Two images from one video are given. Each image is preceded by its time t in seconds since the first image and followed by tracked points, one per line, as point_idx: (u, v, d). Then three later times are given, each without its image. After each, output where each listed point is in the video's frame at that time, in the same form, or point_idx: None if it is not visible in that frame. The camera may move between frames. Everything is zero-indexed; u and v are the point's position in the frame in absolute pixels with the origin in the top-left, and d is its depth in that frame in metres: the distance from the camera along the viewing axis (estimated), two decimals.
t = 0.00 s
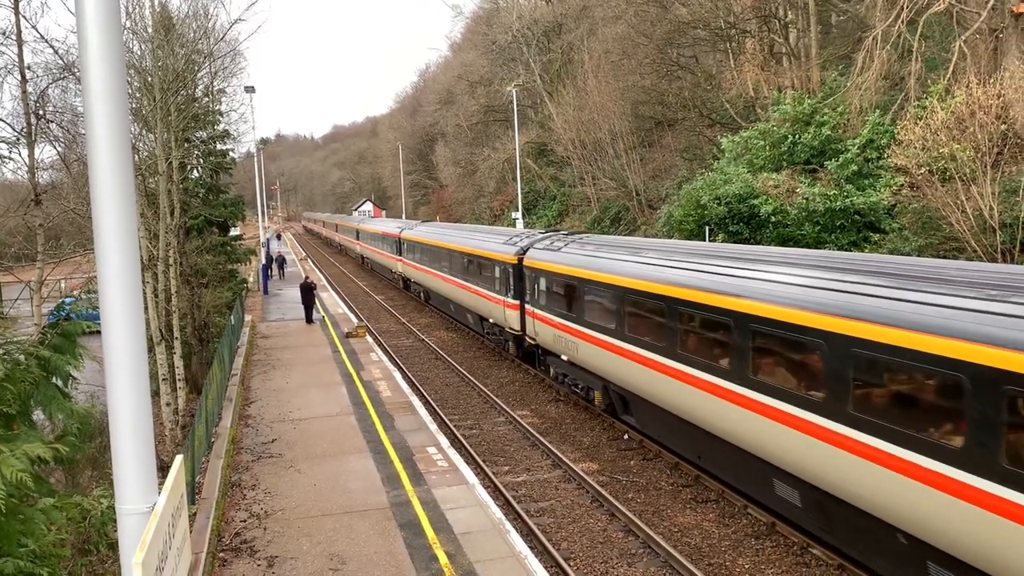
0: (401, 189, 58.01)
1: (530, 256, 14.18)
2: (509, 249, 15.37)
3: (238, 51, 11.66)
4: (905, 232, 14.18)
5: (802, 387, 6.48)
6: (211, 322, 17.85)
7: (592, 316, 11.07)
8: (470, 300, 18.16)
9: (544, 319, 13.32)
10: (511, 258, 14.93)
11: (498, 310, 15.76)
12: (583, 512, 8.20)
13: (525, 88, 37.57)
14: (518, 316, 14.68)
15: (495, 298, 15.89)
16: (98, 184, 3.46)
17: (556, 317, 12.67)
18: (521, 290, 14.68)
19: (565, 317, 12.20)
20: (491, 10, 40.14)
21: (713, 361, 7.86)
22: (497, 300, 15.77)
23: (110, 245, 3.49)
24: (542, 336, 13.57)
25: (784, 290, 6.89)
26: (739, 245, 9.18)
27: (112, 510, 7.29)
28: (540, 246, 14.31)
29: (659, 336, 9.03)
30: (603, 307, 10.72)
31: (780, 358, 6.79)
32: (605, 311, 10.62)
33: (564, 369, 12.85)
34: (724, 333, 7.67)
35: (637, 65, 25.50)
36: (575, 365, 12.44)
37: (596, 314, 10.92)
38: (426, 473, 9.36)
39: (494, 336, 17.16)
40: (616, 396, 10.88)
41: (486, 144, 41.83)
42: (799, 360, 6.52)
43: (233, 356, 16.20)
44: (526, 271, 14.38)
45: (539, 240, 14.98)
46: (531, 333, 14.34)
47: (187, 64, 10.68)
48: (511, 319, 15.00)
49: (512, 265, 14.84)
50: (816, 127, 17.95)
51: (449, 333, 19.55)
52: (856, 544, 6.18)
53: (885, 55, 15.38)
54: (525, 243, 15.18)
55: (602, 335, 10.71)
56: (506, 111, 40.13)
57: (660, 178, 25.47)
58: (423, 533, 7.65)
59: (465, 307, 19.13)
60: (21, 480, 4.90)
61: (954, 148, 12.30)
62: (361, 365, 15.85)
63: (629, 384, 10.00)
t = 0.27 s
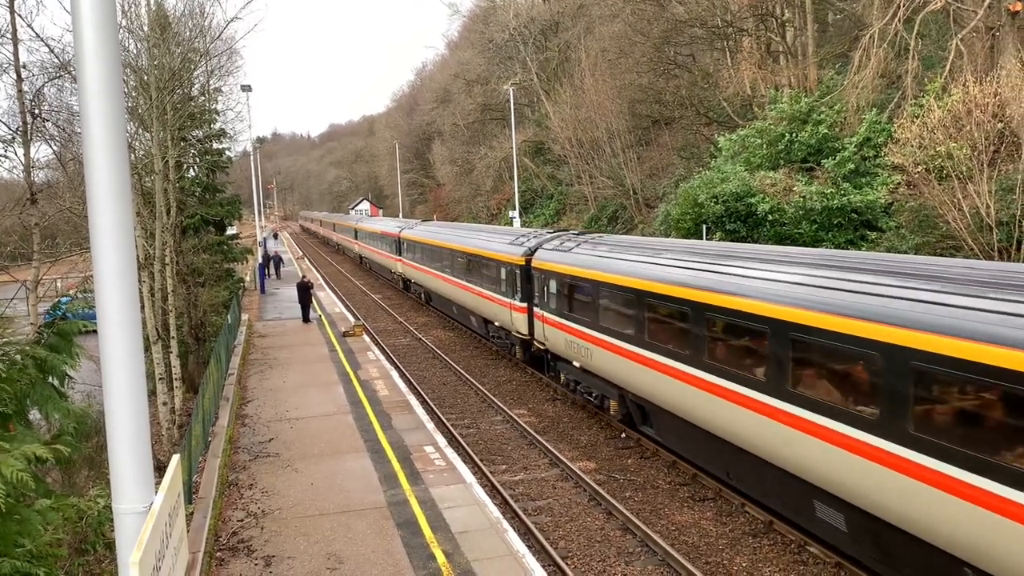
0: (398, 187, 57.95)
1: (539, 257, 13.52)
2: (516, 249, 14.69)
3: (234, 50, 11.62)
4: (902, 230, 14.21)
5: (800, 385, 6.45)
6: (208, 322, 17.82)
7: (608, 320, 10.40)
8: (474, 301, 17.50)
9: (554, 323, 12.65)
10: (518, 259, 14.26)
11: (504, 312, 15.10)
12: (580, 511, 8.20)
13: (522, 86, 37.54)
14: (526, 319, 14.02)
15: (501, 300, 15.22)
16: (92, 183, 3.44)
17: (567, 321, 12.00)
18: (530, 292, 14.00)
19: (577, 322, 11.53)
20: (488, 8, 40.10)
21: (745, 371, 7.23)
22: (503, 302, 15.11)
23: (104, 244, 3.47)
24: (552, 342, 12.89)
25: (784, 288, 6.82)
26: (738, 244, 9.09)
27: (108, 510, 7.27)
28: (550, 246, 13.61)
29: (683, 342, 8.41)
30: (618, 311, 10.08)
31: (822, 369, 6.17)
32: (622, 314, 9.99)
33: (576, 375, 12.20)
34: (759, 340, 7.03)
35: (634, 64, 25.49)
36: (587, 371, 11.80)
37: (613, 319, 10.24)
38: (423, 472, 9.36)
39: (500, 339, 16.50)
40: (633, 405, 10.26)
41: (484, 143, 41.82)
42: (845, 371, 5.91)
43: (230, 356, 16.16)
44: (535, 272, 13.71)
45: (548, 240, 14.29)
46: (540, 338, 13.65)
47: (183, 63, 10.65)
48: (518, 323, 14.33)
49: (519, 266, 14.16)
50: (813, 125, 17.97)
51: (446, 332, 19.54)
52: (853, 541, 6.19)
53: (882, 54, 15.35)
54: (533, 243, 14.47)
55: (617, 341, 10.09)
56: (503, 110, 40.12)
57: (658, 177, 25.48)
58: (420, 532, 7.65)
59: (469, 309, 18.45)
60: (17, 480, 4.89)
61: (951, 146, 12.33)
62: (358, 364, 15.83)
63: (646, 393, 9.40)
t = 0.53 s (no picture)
0: (396, 186, 57.92)
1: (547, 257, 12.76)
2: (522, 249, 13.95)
3: (232, 49, 11.61)
4: (900, 228, 14.23)
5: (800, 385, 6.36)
6: (206, 321, 17.81)
7: (624, 326, 9.69)
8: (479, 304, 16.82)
9: (564, 327, 11.92)
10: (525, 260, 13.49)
11: (511, 316, 14.37)
12: (579, 510, 8.21)
13: (520, 85, 37.52)
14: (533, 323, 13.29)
15: (507, 303, 14.51)
16: (89, 181, 3.44)
17: (578, 325, 11.30)
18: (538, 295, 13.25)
19: (590, 326, 10.83)
20: (486, 7, 40.08)
21: (783, 383, 6.57)
22: (509, 305, 14.38)
23: (101, 242, 3.46)
24: (563, 347, 12.18)
25: (786, 287, 6.70)
26: (736, 240, 8.98)
27: (107, 510, 7.27)
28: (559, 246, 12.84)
29: (711, 351, 7.69)
30: (636, 316, 9.37)
31: (875, 383, 5.53)
32: (639, 319, 9.30)
33: (589, 383, 11.51)
34: (800, 352, 6.36)
35: (632, 62, 25.49)
36: (600, 377, 11.12)
37: (631, 324, 9.53)
38: (422, 471, 9.37)
39: (507, 343, 15.78)
40: (653, 415, 9.61)
41: (482, 141, 41.80)
42: (896, 385, 5.33)
43: (228, 355, 16.15)
44: (543, 274, 12.94)
45: (557, 240, 13.55)
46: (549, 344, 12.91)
47: (181, 62, 10.63)
48: (525, 327, 13.60)
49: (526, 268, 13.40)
50: (811, 123, 17.99)
51: (444, 331, 19.54)
52: (851, 538, 6.20)
53: (880, 52, 15.37)
54: (541, 244, 13.71)
55: (634, 347, 9.40)
56: (501, 108, 40.12)
57: (655, 175, 25.50)
58: (418, 531, 7.65)
59: (474, 311, 17.74)
60: (16, 480, 4.88)
61: (948, 145, 12.35)
62: (356, 363, 15.82)
63: (668, 403, 8.75)
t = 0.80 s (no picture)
0: (395, 185, 57.89)
1: (562, 259, 12.21)
2: (534, 250, 13.41)
3: (231, 47, 11.60)
4: (898, 226, 14.24)
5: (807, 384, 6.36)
6: (204, 319, 17.80)
7: (649, 332, 9.15)
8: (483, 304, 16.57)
9: (580, 332, 11.34)
10: (538, 261, 12.94)
11: (521, 319, 13.82)
12: (579, 508, 8.22)
13: (519, 84, 37.51)
14: (547, 327, 12.75)
15: (517, 305, 13.96)
16: (91, 183, 3.44)
17: (595, 331, 10.74)
18: (551, 298, 12.71)
19: (609, 332, 10.27)
20: (484, 6, 40.06)
21: (831, 398, 6.05)
22: (520, 307, 13.83)
23: (104, 244, 3.47)
24: (579, 353, 11.61)
25: (792, 288, 6.69)
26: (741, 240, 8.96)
27: (107, 508, 7.28)
28: (574, 247, 12.28)
29: (751, 362, 7.14)
30: (662, 322, 8.84)
31: (936, 400, 5.01)
32: (666, 326, 8.75)
33: (606, 393, 10.93)
34: (847, 362, 5.88)
35: (631, 61, 25.48)
36: (619, 386, 10.54)
37: (657, 332, 8.98)
38: (422, 469, 9.37)
39: (515, 347, 15.22)
40: (678, 428, 9.05)
41: (480, 140, 41.79)
42: (958, 400, 4.85)
43: (228, 354, 16.15)
44: (558, 277, 12.36)
45: (571, 241, 13.02)
46: (564, 350, 12.33)
47: (180, 60, 10.63)
48: (538, 331, 13.04)
49: (540, 269, 12.86)
50: (810, 122, 18.00)
51: (443, 329, 19.55)
52: (851, 537, 6.22)
53: (878, 50, 15.37)
54: (555, 244, 13.17)
55: (660, 355, 8.87)
56: (500, 107, 40.11)
57: (654, 174, 25.50)
58: (418, 530, 7.66)
59: (480, 313, 17.19)
60: (17, 478, 4.90)
61: (947, 143, 12.37)
62: (355, 362, 15.82)
63: (696, 415, 8.21)
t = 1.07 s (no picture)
0: (394, 185, 57.88)
1: (574, 261, 11.56)
2: (544, 252, 12.76)
3: (230, 47, 11.60)
4: (898, 227, 14.25)
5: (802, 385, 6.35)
6: (204, 319, 17.81)
7: (672, 341, 8.51)
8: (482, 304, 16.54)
9: (595, 339, 10.68)
10: (550, 264, 12.28)
11: (531, 324, 13.17)
12: (577, 508, 8.21)
13: (518, 84, 37.50)
14: (558, 334, 12.09)
15: (527, 310, 13.31)
16: (87, 181, 3.43)
17: (611, 338, 10.10)
18: (563, 303, 12.06)
19: (626, 340, 9.63)
20: (484, 6, 40.06)
21: (883, 417, 5.46)
22: (529, 312, 13.17)
23: (100, 241, 3.46)
24: (593, 361, 10.95)
25: (787, 287, 6.70)
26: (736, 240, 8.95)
27: (104, 507, 7.27)
28: (587, 249, 11.60)
29: (791, 376, 6.50)
30: (687, 330, 8.20)
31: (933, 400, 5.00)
32: (692, 334, 8.11)
33: (624, 404, 10.25)
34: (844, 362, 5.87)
35: (630, 61, 25.47)
36: (638, 397, 9.87)
37: (681, 340, 8.34)
38: (420, 470, 9.36)
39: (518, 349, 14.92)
40: (704, 443, 8.42)
41: (480, 140, 41.77)
42: None
43: (226, 353, 16.14)
44: (570, 281, 11.69)
45: (584, 243, 12.38)
46: (577, 357, 11.66)
47: (179, 59, 10.62)
48: (549, 338, 12.39)
49: (552, 273, 12.19)
50: (809, 123, 18.01)
51: (442, 329, 19.55)
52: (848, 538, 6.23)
53: (877, 51, 15.34)
54: (567, 246, 12.50)
55: (683, 366, 8.25)
56: (499, 107, 40.11)
57: (654, 174, 25.50)
58: (416, 530, 7.65)
59: (486, 317, 16.57)
60: (15, 478, 4.88)
61: (946, 144, 12.38)
62: (354, 362, 15.81)
63: (723, 430, 7.60)
